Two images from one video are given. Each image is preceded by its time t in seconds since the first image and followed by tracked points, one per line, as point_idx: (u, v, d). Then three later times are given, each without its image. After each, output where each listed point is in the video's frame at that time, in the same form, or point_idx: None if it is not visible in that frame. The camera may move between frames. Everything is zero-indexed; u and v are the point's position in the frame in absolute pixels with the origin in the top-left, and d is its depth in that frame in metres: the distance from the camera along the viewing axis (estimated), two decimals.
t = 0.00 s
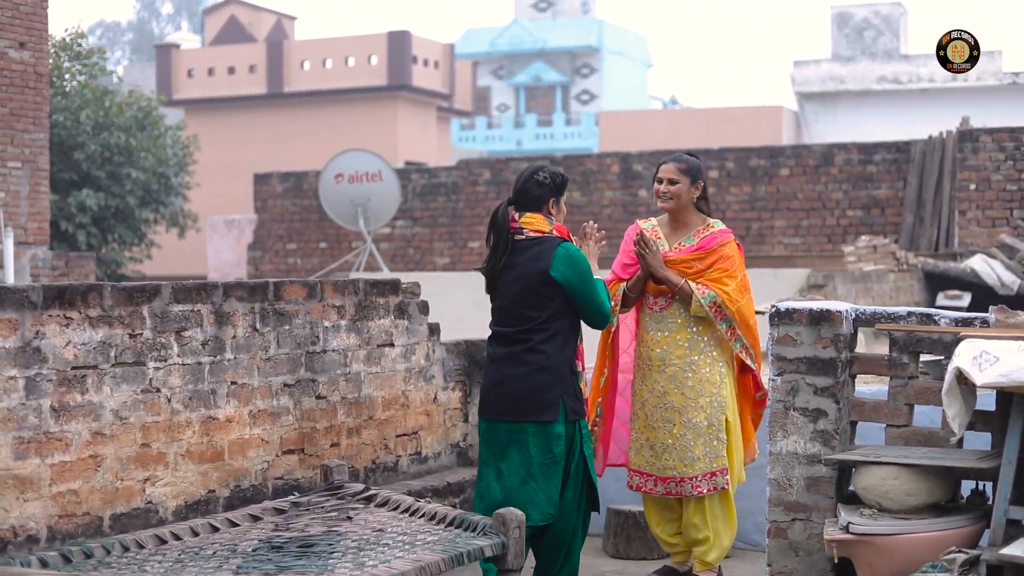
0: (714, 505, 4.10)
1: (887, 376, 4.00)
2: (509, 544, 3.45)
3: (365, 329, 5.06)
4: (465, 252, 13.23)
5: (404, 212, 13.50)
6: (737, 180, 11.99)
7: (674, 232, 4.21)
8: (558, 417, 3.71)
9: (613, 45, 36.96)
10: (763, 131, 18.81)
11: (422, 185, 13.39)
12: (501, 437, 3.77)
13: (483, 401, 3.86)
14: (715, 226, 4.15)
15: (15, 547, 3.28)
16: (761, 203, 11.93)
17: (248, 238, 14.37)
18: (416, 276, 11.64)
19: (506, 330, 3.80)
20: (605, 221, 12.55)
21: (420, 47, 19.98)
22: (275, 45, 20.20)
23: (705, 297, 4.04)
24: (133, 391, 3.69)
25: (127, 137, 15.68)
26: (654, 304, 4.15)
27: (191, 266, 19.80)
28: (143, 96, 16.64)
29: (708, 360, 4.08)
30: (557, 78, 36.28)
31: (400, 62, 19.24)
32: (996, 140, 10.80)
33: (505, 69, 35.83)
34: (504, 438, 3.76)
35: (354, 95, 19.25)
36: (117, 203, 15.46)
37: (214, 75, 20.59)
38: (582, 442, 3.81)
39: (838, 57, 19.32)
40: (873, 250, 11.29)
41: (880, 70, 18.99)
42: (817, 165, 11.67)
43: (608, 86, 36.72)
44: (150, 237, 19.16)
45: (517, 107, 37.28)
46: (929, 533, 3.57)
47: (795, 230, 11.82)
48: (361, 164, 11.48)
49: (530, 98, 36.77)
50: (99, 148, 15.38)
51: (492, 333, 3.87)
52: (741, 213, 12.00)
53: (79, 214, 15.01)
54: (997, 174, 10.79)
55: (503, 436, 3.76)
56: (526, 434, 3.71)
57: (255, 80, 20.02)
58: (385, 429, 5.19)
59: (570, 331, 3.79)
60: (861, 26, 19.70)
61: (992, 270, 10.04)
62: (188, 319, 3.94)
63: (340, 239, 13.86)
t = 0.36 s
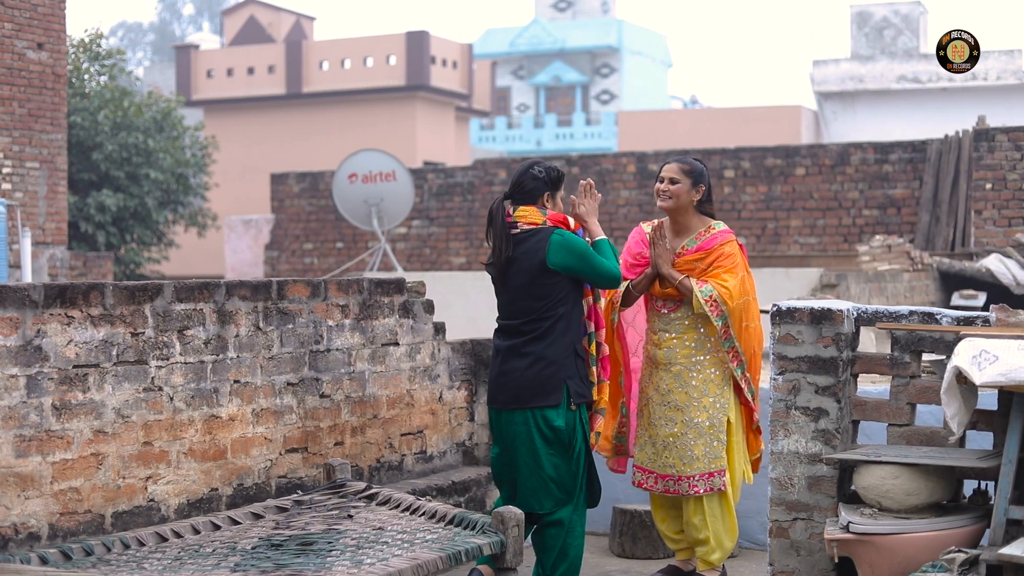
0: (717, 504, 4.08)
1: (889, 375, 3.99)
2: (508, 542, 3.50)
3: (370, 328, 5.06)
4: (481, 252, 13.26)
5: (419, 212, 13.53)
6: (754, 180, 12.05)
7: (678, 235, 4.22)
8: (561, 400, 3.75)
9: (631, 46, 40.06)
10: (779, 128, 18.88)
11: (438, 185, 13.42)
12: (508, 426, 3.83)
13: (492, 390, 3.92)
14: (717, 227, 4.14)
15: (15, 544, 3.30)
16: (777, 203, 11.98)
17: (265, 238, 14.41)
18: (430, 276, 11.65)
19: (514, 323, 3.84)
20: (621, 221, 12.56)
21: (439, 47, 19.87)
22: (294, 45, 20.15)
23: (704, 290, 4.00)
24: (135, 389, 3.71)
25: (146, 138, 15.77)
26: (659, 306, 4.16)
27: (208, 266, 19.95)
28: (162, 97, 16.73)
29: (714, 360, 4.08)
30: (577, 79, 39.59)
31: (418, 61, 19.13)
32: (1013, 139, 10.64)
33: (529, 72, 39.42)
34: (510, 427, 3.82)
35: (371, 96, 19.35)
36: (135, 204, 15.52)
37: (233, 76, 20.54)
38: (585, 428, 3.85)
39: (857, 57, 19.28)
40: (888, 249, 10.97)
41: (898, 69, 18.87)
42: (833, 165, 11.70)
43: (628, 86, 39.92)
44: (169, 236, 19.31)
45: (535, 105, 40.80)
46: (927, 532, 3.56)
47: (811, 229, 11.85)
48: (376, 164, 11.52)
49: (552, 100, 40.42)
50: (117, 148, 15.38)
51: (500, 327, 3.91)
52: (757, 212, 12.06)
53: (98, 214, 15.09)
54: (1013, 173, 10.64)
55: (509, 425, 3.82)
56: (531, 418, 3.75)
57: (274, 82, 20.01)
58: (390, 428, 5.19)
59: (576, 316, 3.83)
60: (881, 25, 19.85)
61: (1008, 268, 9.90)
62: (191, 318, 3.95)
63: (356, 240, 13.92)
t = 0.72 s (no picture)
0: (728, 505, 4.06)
1: (894, 375, 3.97)
2: (509, 540, 3.53)
3: (377, 327, 5.08)
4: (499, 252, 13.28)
5: (438, 211, 13.54)
6: (771, 180, 12.00)
7: (682, 241, 4.19)
8: (549, 397, 3.79)
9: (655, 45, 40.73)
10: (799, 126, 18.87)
11: (456, 184, 13.44)
12: (505, 426, 3.89)
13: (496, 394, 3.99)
14: (716, 231, 4.10)
15: (20, 541, 3.34)
16: (795, 202, 11.93)
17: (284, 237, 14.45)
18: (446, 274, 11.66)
19: (507, 323, 3.92)
20: (639, 221, 12.54)
21: (459, 47, 19.81)
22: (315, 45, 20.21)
23: (701, 296, 3.98)
24: (140, 388, 3.74)
25: (166, 138, 15.86)
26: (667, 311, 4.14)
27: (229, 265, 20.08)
28: (183, 97, 16.79)
29: (723, 362, 4.06)
30: (597, 78, 40.51)
31: (438, 61, 19.12)
32: None
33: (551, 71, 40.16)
34: (507, 428, 3.88)
35: (391, 95, 19.41)
36: (156, 203, 15.59)
37: (255, 76, 20.71)
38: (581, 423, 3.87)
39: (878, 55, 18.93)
40: (905, 249, 10.94)
41: (920, 68, 18.57)
42: (851, 164, 11.65)
43: (649, 85, 40.70)
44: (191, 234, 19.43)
45: (557, 104, 41.68)
46: (930, 532, 3.55)
47: (829, 229, 11.81)
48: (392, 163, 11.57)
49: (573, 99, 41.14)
50: (137, 147, 15.45)
51: (499, 327, 3.99)
52: (775, 212, 12.03)
53: (120, 212, 15.16)
54: None
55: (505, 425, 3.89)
56: (523, 417, 3.81)
57: (295, 81, 20.13)
58: (396, 427, 5.19)
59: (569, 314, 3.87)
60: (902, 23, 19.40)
61: None
62: (196, 317, 3.97)
63: (375, 239, 13.95)
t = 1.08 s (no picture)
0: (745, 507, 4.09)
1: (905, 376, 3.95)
2: (518, 541, 3.55)
3: (392, 327, 5.02)
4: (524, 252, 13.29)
5: (463, 212, 13.56)
6: (796, 180, 11.95)
7: (693, 248, 4.19)
8: (532, 401, 3.99)
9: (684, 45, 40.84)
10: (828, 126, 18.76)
11: (481, 185, 13.46)
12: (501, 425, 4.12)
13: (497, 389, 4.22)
14: (727, 238, 4.10)
15: (32, 540, 3.41)
16: (820, 202, 11.88)
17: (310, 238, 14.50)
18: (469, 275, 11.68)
19: (502, 321, 4.14)
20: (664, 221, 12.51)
21: (486, 48, 19.79)
22: (343, 45, 20.22)
23: (711, 306, 3.98)
24: (152, 388, 3.78)
25: (194, 139, 15.98)
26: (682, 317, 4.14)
27: (256, 266, 20.21)
28: (211, 99, 16.91)
29: (741, 366, 4.05)
30: (626, 78, 40.63)
31: (465, 62, 19.14)
32: None
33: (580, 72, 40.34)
34: (502, 427, 4.11)
35: (419, 96, 19.46)
36: (184, 204, 15.70)
37: (283, 77, 20.76)
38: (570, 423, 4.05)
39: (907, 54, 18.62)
40: (928, 250, 10.82)
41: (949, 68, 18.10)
42: (876, 164, 11.59)
43: (678, 85, 40.82)
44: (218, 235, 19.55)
45: (585, 105, 41.85)
46: (940, 533, 3.54)
47: (854, 229, 11.76)
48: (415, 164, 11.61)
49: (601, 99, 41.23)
50: (166, 149, 15.57)
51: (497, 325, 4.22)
52: (800, 212, 11.98)
53: (147, 212, 15.27)
54: None
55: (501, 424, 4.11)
56: (514, 419, 4.04)
57: (323, 82, 20.16)
58: (411, 428, 5.14)
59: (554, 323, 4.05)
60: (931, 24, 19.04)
61: None
62: (209, 318, 4.01)
63: (400, 240, 13.99)
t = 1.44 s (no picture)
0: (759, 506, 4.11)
1: (915, 377, 3.94)
2: (524, 539, 3.57)
3: (403, 327, 5.02)
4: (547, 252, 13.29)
5: (485, 211, 13.59)
6: (819, 180, 11.91)
7: (705, 244, 4.22)
8: (516, 399, 4.04)
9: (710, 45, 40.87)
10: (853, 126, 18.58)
11: (504, 185, 13.47)
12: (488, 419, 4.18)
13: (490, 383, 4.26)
14: (738, 235, 4.11)
15: (42, 537, 3.45)
16: (842, 202, 11.84)
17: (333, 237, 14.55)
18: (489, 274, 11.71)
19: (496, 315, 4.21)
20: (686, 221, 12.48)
21: (512, 48, 19.83)
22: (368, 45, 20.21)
23: (720, 305, 4.00)
24: (162, 387, 3.82)
25: (219, 139, 16.08)
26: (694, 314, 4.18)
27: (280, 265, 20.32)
28: (234, 99, 17.02)
29: (752, 364, 4.07)
30: (652, 78, 40.66)
31: (490, 61, 19.18)
32: None
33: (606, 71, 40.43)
34: (490, 420, 4.17)
35: (444, 96, 19.50)
36: (208, 204, 15.79)
37: (309, 77, 20.85)
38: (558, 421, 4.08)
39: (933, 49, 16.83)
40: (950, 249, 10.73)
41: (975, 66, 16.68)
42: (899, 164, 11.54)
43: (704, 85, 40.85)
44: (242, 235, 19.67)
45: (612, 104, 41.94)
46: (949, 535, 3.52)
47: (877, 229, 11.71)
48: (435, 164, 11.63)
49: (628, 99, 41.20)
50: (191, 149, 15.66)
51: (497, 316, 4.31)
52: (822, 212, 11.94)
53: (171, 211, 15.35)
54: None
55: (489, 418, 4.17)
56: (501, 417, 4.10)
57: (348, 82, 20.21)
58: (423, 427, 5.14)
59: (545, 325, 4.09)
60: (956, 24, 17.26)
61: None
62: (219, 317, 4.04)
63: (422, 239, 14.03)
